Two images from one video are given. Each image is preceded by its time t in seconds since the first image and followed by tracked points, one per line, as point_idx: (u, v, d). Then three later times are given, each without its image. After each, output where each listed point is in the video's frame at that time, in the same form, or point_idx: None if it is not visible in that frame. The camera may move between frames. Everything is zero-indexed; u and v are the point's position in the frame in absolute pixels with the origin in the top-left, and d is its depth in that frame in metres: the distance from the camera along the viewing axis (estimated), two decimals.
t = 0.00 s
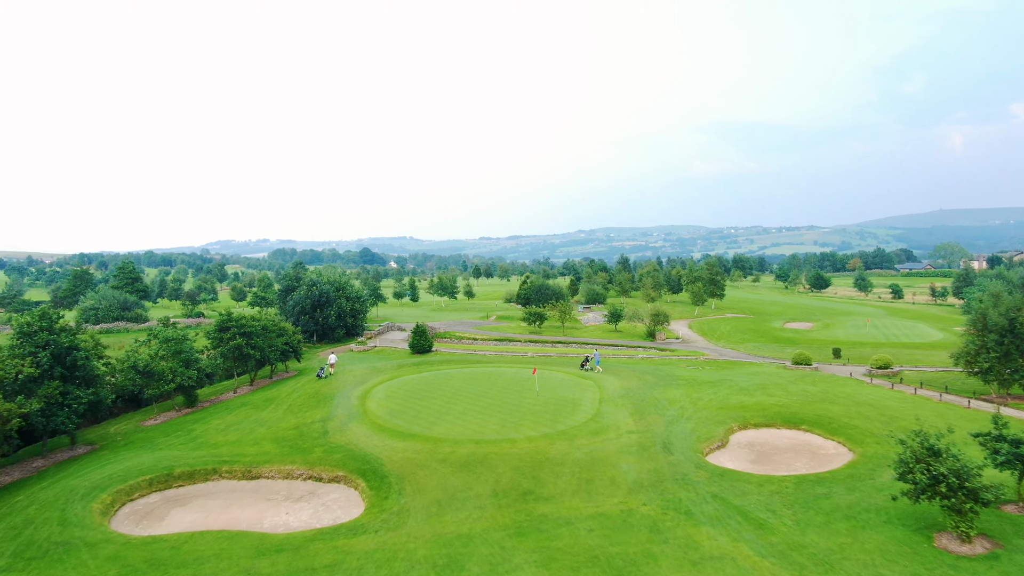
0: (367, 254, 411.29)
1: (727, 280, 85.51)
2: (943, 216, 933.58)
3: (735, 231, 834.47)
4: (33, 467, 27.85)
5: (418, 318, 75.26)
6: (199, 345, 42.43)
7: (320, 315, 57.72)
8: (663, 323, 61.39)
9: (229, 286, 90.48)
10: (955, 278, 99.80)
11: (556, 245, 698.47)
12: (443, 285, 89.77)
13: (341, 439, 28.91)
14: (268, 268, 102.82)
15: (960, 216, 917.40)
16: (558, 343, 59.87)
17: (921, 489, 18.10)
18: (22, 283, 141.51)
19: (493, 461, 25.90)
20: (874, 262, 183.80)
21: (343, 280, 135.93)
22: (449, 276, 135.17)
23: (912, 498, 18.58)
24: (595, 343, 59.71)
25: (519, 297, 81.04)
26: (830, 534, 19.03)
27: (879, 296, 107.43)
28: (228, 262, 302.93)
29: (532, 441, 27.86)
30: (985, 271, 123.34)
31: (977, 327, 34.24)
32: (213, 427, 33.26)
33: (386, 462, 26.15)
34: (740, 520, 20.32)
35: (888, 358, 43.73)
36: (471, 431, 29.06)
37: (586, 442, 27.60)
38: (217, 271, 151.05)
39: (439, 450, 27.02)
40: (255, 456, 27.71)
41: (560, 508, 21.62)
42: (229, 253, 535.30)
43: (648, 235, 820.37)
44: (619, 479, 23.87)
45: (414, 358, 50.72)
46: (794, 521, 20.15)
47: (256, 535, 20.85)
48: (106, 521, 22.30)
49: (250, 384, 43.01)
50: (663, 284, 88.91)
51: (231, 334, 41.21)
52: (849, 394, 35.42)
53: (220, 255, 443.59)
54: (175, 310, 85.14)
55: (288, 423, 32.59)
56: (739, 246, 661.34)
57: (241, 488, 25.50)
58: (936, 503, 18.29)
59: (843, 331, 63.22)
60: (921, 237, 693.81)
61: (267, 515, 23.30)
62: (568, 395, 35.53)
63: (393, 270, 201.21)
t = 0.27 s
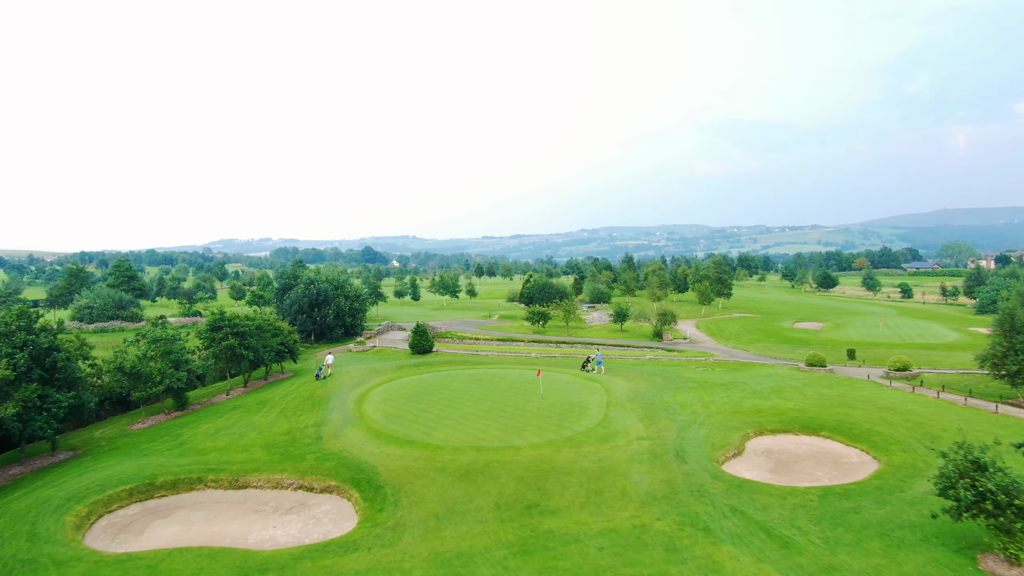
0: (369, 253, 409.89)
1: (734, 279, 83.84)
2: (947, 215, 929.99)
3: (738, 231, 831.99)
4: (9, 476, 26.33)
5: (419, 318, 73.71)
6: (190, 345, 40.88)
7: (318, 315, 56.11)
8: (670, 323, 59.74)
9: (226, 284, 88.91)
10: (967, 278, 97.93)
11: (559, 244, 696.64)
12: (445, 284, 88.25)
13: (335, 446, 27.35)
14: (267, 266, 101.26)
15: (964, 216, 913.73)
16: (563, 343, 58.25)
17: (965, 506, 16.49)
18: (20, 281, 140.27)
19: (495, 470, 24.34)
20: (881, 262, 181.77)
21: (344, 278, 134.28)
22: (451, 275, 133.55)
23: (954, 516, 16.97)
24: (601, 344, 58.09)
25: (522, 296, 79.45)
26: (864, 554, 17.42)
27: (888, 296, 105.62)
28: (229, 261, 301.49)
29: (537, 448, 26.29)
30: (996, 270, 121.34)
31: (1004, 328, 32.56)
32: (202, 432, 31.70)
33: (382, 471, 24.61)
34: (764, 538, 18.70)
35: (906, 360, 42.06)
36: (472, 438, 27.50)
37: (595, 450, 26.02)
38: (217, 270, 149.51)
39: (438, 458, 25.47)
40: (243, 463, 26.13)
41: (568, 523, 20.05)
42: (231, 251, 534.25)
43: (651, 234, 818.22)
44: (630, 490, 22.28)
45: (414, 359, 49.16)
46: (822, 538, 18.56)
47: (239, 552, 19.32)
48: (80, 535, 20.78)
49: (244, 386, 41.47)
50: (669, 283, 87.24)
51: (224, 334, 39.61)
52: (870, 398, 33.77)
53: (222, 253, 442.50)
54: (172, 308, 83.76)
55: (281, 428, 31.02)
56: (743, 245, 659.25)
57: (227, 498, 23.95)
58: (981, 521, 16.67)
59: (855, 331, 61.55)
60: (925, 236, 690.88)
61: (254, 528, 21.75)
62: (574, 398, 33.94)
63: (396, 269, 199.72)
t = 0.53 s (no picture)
0: (372, 252, 408.56)
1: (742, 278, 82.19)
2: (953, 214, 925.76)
3: (743, 230, 829.43)
4: None
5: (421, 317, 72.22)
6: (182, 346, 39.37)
7: (316, 314, 54.53)
8: (678, 323, 58.12)
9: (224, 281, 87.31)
10: (980, 277, 96.08)
11: (562, 243, 694.86)
12: (447, 283, 86.78)
13: (328, 453, 25.83)
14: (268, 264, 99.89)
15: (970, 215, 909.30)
16: (568, 344, 56.66)
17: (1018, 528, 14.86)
18: (20, 279, 139.21)
19: (498, 481, 22.77)
20: (889, 260, 179.75)
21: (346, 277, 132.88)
22: (454, 274, 132.16)
23: (1004, 537, 15.35)
24: (607, 344, 56.50)
25: (526, 295, 77.92)
26: None
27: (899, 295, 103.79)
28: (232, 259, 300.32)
29: (542, 457, 24.72)
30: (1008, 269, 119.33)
31: None
32: (190, 438, 30.18)
33: (377, 481, 23.06)
34: (791, 560, 17.09)
35: (926, 362, 40.39)
36: (473, 445, 25.95)
37: (604, 459, 24.44)
38: (218, 270, 148.36)
39: (437, 467, 23.92)
40: (230, 472, 24.60)
41: (575, 541, 18.46)
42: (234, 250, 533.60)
43: (655, 234, 815.93)
44: (642, 504, 20.68)
45: (415, 360, 47.63)
46: (854, 560, 16.96)
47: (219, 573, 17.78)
48: (49, 552, 19.28)
49: (238, 388, 40.02)
50: (676, 282, 85.63)
51: (216, 334, 38.08)
52: (892, 402, 32.11)
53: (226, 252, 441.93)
54: (170, 307, 82.41)
55: (272, 434, 29.46)
56: (747, 244, 656.56)
57: (211, 510, 22.43)
58: None
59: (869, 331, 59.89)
60: (931, 236, 687.55)
61: (237, 544, 20.21)
62: (581, 402, 32.36)
63: (399, 268, 198.33)
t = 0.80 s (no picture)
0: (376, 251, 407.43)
1: (751, 277, 80.48)
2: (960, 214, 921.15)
3: (748, 229, 826.27)
4: None
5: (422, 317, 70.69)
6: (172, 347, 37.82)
7: (314, 314, 53.00)
8: (687, 323, 56.45)
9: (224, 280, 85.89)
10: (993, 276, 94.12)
11: (567, 242, 693.03)
12: (450, 282, 85.26)
13: (319, 462, 24.27)
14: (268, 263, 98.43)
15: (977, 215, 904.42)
16: (574, 344, 55.04)
17: None
18: (19, 278, 138.05)
19: (499, 493, 21.18)
20: (897, 260, 177.67)
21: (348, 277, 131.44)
22: (458, 273, 130.55)
23: None
24: (613, 345, 54.88)
25: (530, 294, 76.32)
26: None
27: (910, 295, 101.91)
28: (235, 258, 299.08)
29: (547, 467, 23.12)
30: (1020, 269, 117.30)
31: None
32: (176, 444, 28.65)
33: (370, 493, 21.49)
34: None
35: (948, 364, 38.69)
36: (474, 454, 24.37)
37: (613, 469, 22.82)
38: (220, 269, 147.11)
39: (434, 479, 22.33)
40: (214, 482, 23.06)
41: (584, 563, 16.85)
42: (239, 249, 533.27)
43: (660, 233, 813.51)
44: (656, 521, 19.06)
45: (415, 361, 46.08)
46: None
47: None
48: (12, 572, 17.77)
49: (232, 390, 38.50)
50: (683, 282, 83.98)
51: (208, 334, 36.55)
52: (916, 408, 30.43)
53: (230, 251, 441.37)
54: (168, 306, 80.98)
55: (262, 441, 27.91)
56: (753, 244, 653.78)
57: (192, 525, 20.88)
58: None
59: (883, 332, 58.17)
60: (937, 235, 683.78)
61: (218, 563, 18.66)
62: (588, 406, 30.74)
63: (402, 267, 196.92)
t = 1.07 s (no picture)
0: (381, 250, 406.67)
1: (761, 276, 78.74)
2: (967, 213, 916.20)
3: (754, 229, 823.00)
4: None
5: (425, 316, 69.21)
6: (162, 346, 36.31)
7: (312, 313, 51.47)
8: (697, 323, 54.75)
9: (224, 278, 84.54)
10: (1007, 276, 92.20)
11: (572, 242, 691.30)
12: (453, 280, 83.73)
13: (309, 472, 22.73)
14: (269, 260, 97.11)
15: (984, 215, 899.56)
16: (579, 345, 53.42)
17: None
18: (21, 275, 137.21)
19: (501, 507, 19.59)
20: (906, 259, 175.78)
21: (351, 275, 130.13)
22: (461, 272, 129.17)
23: None
24: (620, 345, 53.25)
25: (535, 293, 74.72)
26: None
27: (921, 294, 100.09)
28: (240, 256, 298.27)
29: (552, 478, 21.54)
30: None
31: None
32: (161, 450, 27.14)
33: (361, 507, 19.93)
34: None
35: (971, 367, 36.95)
36: (474, 464, 22.78)
37: (623, 482, 21.20)
38: (222, 268, 146.01)
39: (431, 491, 20.76)
40: (195, 492, 21.53)
41: None
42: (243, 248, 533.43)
43: (665, 233, 811.12)
44: (671, 540, 17.44)
45: (416, 362, 44.54)
46: None
47: None
48: None
49: (225, 393, 37.03)
50: (691, 280, 82.35)
51: (199, 334, 35.05)
52: (944, 414, 28.74)
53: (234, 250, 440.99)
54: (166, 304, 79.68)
55: (250, 447, 26.38)
56: (759, 243, 651.16)
57: (170, 540, 19.37)
58: None
59: (898, 332, 56.39)
60: (944, 235, 679.89)
61: None
62: (595, 411, 29.13)
63: (406, 266, 195.70)
